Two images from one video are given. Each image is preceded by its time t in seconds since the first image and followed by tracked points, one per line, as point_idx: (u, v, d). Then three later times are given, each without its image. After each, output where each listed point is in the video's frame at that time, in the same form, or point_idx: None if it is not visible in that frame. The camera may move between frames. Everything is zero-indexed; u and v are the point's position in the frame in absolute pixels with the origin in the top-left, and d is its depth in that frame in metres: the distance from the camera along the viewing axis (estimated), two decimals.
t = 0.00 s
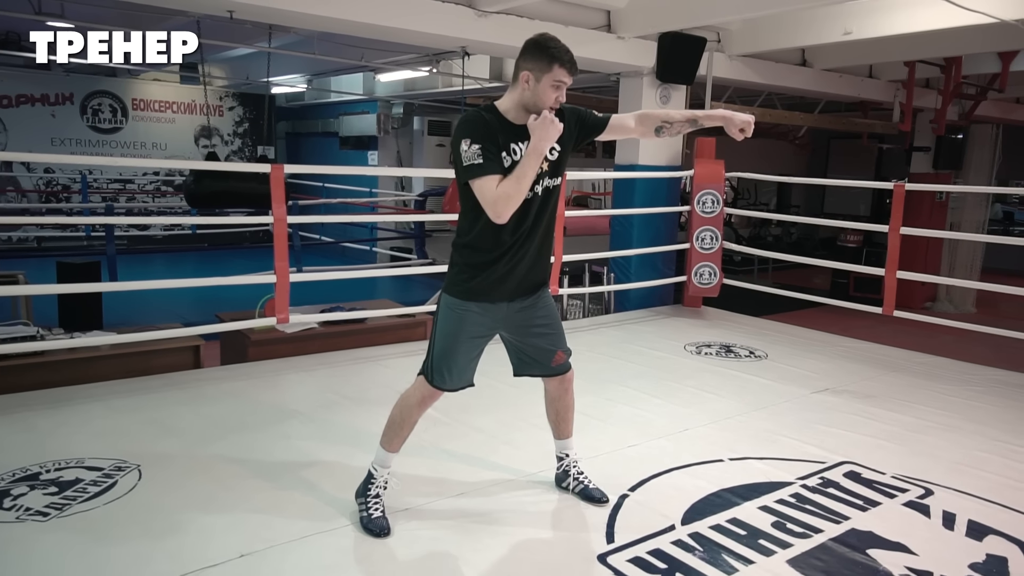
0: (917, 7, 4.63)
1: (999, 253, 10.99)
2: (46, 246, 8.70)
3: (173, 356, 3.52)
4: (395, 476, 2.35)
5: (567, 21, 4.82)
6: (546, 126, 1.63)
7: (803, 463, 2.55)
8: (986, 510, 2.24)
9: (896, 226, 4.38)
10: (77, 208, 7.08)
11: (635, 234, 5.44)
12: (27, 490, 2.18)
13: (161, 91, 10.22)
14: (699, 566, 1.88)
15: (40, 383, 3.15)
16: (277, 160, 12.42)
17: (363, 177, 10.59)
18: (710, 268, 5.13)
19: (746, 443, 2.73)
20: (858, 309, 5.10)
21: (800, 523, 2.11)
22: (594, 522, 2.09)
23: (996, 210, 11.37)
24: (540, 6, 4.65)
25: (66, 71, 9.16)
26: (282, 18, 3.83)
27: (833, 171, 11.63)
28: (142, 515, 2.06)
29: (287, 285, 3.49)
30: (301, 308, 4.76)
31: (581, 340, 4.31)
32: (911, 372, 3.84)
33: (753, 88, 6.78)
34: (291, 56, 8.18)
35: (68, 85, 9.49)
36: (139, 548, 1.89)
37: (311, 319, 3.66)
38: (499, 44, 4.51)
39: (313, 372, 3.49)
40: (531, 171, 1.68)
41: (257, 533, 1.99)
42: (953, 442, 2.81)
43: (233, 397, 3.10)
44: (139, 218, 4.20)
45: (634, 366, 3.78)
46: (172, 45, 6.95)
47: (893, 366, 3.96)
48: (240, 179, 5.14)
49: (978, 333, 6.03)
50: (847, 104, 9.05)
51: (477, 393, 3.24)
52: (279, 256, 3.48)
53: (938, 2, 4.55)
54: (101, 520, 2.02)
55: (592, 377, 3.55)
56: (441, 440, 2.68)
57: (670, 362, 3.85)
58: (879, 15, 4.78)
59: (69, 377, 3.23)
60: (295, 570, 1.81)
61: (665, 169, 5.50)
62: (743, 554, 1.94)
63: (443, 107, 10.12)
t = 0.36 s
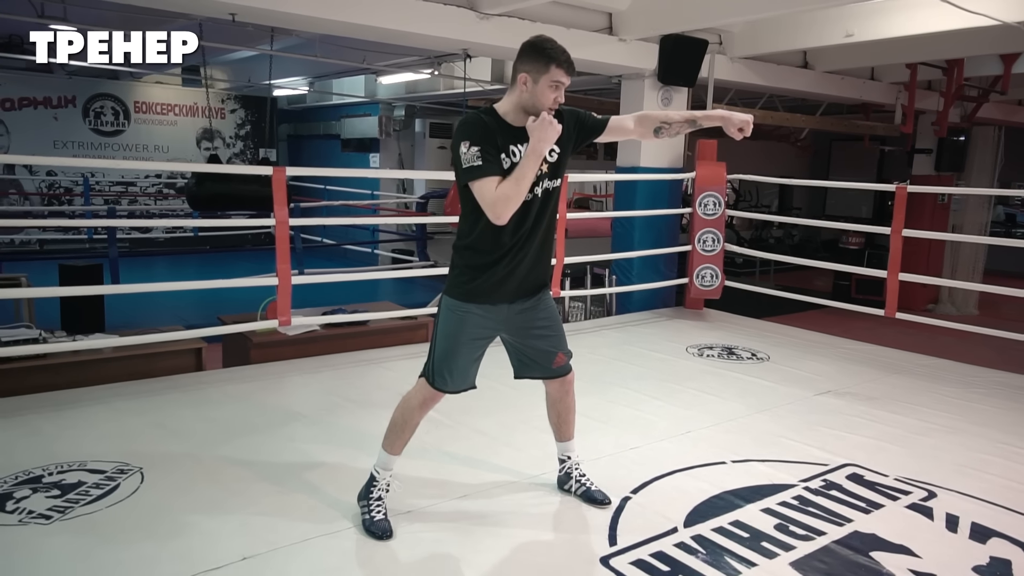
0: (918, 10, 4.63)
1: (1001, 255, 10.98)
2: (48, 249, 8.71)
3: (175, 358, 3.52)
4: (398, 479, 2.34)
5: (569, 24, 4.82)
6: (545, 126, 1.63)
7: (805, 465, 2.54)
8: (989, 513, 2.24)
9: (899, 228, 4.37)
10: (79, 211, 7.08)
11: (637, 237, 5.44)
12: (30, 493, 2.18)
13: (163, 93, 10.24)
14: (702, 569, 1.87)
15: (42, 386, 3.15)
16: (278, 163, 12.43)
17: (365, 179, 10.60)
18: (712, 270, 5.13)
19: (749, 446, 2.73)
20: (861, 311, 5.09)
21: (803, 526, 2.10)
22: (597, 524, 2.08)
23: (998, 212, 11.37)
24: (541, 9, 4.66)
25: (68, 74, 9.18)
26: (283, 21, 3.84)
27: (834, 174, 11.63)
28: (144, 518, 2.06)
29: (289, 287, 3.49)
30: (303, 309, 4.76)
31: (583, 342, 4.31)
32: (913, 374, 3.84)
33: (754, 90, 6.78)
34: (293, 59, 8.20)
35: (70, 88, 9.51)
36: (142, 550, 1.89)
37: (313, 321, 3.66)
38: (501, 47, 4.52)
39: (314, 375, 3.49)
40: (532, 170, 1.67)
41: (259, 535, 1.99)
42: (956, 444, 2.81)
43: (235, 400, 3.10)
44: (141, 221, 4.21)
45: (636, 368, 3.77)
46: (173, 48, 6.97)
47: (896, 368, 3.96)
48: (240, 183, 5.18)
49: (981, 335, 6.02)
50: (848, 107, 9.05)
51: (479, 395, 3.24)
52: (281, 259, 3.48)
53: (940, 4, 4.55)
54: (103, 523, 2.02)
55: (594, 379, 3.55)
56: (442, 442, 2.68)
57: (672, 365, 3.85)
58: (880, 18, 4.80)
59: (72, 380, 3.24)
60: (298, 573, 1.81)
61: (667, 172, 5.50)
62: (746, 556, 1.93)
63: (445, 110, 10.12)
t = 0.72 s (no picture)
0: (917, 11, 4.64)
1: (999, 255, 11.00)
2: (45, 249, 8.69)
3: (173, 359, 3.52)
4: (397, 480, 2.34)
5: (567, 24, 4.83)
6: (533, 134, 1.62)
7: (804, 465, 2.54)
8: (987, 513, 2.24)
9: (897, 229, 4.37)
10: (76, 211, 7.07)
11: (635, 237, 5.44)
12: (28, 494, 2.17)
13: (161, 94, 10.23)
14: (701, 569, 1.87)
15: (39, 387, 3.14)
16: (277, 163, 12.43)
17: (363, 179, 10.60)
18: (710, 271, 5.14)
19: (747, 446, 2.73)
20: (859, 311, 5.10)
21: (802, 525, 2.11)
22: (596, 525, 2.08)
23: (996, 213, 11.39)
24: (540, 9, 4.66)
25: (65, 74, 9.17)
26: (282, 21, 3.84)
27: (832, 174, 11.64)
28: (142, 519, 2.05)
29: (288, 288, 3.48)
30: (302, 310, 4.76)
31: (582, 342, 4.31)
32: (912, 374, 3.84)
33: (752, 91, 6.78)
34: (291, 59, 8.19)
35: (68, 88, 9.50)
36: (141, 551, 1.89)
37: (311, 322, 3.66)
38: (500, 47, 4.52)
39: (312, 375, 3.49)
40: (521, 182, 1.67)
41: (257, 536, 1.98)
42: (955, 444, 2.81)
43: (233, 400, 3.10)
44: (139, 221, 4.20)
45: (634, 368, 3.78)
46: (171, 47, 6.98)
47: (894, 369, 3.96)
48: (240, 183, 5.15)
49: (979, 336, 6.03)
50: (846, 107, 9.06)
51: (478, 396, 3.24)
52: (279, 260, 3.48)
53: (938, 5, 4.56)
54: (101, 523, 2.02)
55: (593, 380, 3.55)
56: (441, 443, 2.68)
57: (670, 365, 3.85)
58: (879, 19, 4.81)
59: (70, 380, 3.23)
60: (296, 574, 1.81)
61: (665, 172, 5.50)
62: (744, 556, 1.94)
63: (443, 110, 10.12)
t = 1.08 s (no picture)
0: (915, 10, 4.66)
1: (1000, 255, 10.99)
2: (48, 254, 8.73)
3: (175, 362, 3.53)
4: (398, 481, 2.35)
5: (566, 26, 4.85)
6: (531, 177, 1.78)
7: (803, 465, 2.55)
8: (986, 512, 2.24)
9: (897, 228, 4.37)
10: (79, 216, 7.09)
11: (635, 238, 5.45)
12: (31, 497, 2.19)
13: (163, 98, 10.26)
14: (700, 569, 1.88)
15: (42, 391, 3.16)
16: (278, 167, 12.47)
17: (364, 183, 10.62)
18: (711, 272, 5.15)
19: (747, 446, 2.74)
20: (859, 310, 5.09)
21: (801, 525, 2.11)
22: (595, 525, 2.09)
23: (997, 212, 11.39)
24: (539, 12, 4.67)
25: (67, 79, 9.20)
26: (281, 26, 3.86)
27: (833, 174, 11.64)
28: (144, 521, 2.06)
29: (289, 291, 3.49)
30: (304, 313, 4.78)
31: (582, 344, 4.32)
32: (912, 374, 3.85)
33: (752, 91, 6.79)
34: (292, 63, 8.21)
35: (70, 93, 9.54)
36: (143, 553, 1.90)
37: (312, 324, 3.66)
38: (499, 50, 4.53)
39: (313, 378, 3.50)
40: (501, 196, 1.80)
41: (259, 538, 2.00)
42: (954, 443, 2.81)
43: (235, 403, 3.11)
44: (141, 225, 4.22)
45: (635, 369, 3.78)
46: (172, 53, 7.01)
47: (894, 368, 3.97)
48: (243, 187, 5.16)
49: (980, 335, 6.03)
50: (846, 107, 9.06)
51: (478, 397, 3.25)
52: (280, 263, 3.49)
53: (936, 5, 4.57)
54: (103, 526, 2.03)
55: (593, 381, 3.56)
56: (441, 444, 2.69)
57: (670, 366, 3.86)
58: (877, 19, 4.82)
59: (73, 384, 3.25)
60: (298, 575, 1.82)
61: (665, 173, 5.51)
62: (744, 556, 1.94)
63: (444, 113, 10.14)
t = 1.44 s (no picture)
0: (911, 11, 4.67)
1: (997, 255, 11.01)
2: (45, 254, 8.72)
3: (172, 362, 3.53)
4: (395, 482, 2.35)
5: (563, 26, 4.85)
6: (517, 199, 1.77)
7: (800, 465, 2.56)
8: (982, 512, 2.25)
9: (893, 229, 4.37)
10: (76, 215, 7.08)
11: (632, 238, 5.45)
12: (26, 498, 2.18)
13: (159, 98, 10.25)
14: (697, 569, 1.88)
15: (37, 391, 3.15)
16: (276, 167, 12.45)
17: (361, 183, 10.61)
18: (708, 272, 5.15)
19: (744, 446, 2.74)
20: (856, 311, 5.10)
21: (797, 525, 2.12)
22: (593, 526, 2.09)
23: (993, 212, 11.42)
24: (536, 12, 4.67)
25: (64, 78, 9.18)
26: (276, 26, 3.86)
27: (830, 175, 11.66)
28: (140, 522, 2.06)
29: (286, 291, 3.49)
30: (300, 313, 4.77)
31: (579, 344, 4.32)
32: (908, 374, 3.85)
33: (750, 92, 6.80)
34: (289, 62, 8.20)
35: (66, 93, 9.52)
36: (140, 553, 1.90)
37: (309, 325, 3.66)
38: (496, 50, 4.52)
39: (310, 378, 3.50)
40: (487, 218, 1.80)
41: (256, 539, 1.99)
42: (950, 443, 2.82)
43: (231, 404, 3.11)
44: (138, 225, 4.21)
45: (632, 370, 3.78)
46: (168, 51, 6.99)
47: (891, 368, 3.97)
48: (239, 186, 5.14)
49: (976, 335, 6.04)
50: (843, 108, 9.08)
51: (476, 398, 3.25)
52: (276, 263, 3.48)
53: (932, 6, 4.58)
54: (100, 526, 2.03)
55: (591, 382, 3.56)
56: (438, 445, 2.69)
57: (668, 366, 3.86)
58: (874, 20, 4.82)
59: (68, 384, 3.24)
60: None
61: (662, 173, 5.51)
62: (740, 556, 1.95)
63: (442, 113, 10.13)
